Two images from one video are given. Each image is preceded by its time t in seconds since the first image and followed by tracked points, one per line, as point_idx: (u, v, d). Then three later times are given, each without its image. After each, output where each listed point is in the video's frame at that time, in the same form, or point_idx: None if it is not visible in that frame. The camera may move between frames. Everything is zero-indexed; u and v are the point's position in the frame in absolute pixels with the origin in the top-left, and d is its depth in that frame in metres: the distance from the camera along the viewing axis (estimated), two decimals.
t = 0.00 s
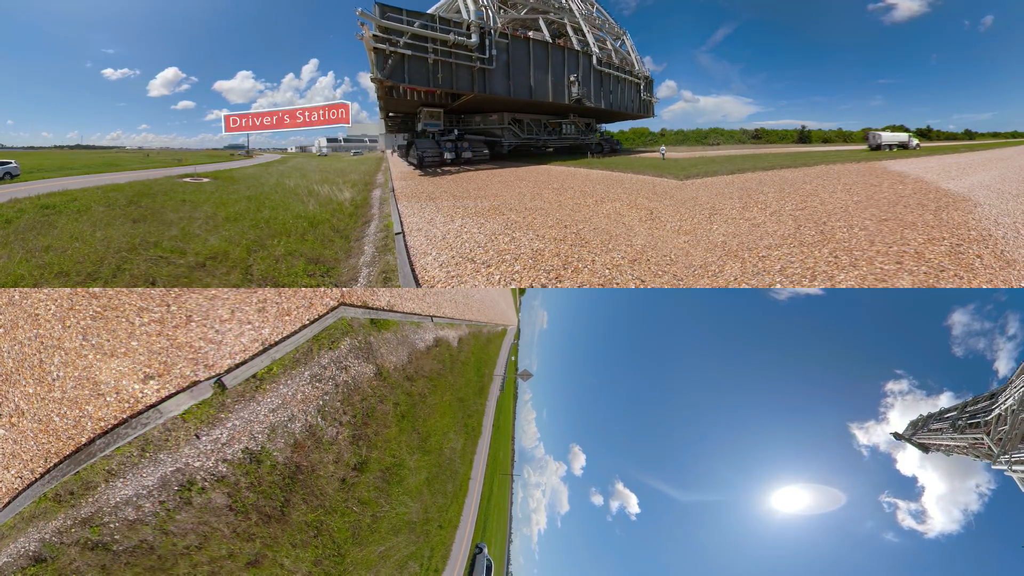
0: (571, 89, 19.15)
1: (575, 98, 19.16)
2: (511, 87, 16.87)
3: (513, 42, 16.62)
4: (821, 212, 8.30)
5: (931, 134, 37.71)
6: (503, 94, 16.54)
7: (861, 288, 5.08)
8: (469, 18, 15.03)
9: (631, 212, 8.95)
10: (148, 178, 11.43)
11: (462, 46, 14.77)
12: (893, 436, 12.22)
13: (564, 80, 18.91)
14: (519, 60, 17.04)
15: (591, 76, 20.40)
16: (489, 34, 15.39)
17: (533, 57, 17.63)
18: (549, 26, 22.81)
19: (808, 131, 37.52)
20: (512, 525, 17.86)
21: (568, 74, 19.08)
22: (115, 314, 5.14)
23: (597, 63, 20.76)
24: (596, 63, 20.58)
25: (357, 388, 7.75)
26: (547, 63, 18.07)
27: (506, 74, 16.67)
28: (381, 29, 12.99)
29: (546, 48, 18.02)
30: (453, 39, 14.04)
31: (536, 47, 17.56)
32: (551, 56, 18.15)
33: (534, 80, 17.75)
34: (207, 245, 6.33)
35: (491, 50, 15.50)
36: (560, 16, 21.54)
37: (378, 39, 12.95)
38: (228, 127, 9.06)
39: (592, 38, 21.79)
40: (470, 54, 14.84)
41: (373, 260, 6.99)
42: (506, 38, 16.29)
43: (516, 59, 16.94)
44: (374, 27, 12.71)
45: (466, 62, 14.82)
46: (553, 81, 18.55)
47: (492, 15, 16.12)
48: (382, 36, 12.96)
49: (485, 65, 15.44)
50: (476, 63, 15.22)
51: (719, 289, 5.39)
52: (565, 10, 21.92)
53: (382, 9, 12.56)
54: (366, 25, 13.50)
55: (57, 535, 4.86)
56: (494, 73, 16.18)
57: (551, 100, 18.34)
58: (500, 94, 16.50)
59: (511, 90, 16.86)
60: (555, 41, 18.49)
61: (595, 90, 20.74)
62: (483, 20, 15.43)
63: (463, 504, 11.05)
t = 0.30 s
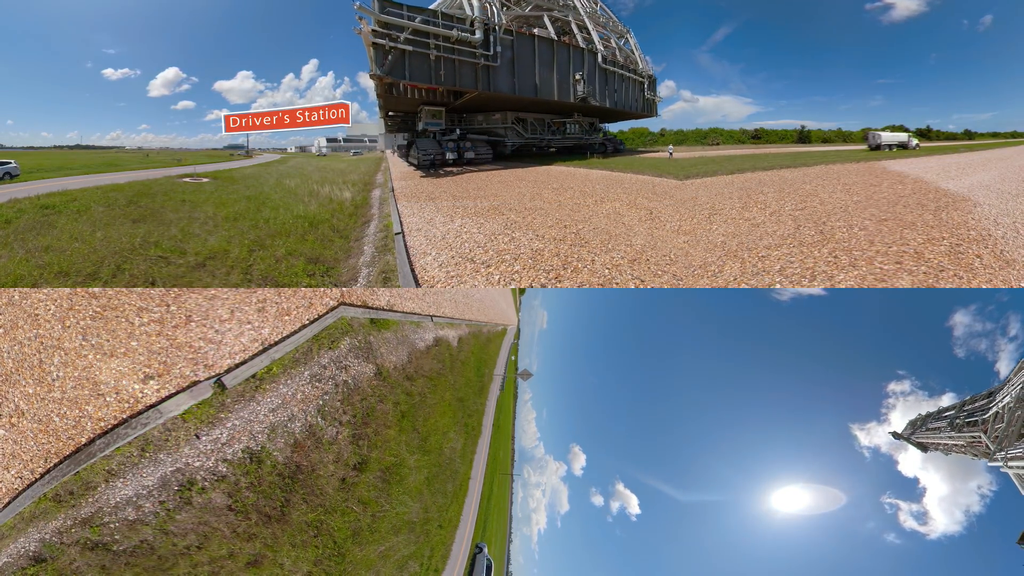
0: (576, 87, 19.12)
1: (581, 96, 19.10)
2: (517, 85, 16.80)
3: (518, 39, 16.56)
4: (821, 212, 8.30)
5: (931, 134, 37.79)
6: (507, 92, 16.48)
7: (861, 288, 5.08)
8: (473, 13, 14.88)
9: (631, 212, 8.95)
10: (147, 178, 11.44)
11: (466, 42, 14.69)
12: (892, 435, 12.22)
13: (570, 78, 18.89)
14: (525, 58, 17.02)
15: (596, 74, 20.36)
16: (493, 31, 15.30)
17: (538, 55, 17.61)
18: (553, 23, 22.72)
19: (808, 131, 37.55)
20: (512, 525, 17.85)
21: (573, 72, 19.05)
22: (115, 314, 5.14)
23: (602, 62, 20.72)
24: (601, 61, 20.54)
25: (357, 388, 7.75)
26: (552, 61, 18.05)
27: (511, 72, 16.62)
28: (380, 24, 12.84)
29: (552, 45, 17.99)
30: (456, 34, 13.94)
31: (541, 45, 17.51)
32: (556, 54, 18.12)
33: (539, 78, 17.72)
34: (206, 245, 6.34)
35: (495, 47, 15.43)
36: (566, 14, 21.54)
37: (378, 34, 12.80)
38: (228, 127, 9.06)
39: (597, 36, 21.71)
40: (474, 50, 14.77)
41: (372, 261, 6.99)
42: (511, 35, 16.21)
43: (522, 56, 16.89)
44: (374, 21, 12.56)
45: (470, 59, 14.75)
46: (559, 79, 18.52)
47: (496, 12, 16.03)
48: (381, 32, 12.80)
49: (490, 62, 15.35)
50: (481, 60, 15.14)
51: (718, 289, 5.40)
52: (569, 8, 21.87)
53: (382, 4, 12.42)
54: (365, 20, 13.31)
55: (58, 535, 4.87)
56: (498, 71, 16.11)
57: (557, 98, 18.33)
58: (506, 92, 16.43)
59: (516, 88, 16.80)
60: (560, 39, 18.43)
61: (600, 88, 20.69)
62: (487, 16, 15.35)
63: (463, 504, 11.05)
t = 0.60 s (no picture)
0: (582, 85, 19.11)
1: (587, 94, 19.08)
2: (522, 82, 16.77)
3: (524, 36, 16.52)
4: (820, 212, 8.31)
5: (931, 134, 37.86)
6: (512, 89, 16.47)
7: (861, 288, 5.08)
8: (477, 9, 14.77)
9: (630, 212, 8.96)
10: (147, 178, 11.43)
11: (470, 38, 14.63)
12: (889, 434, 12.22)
13: (575, 76, 18.89)
14: (530, 56, 17.00)
15: (601, 72, 20.37)
16: (498, 27, 15.25)
17: (543, 52, 17.56)
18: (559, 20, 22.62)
19: (808, 130, 37.57)
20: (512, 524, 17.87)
21: (579, 70, 19.07)
22: (115, 314, 5.14)
23: (607, 60, 20.72)
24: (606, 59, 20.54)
25: (357, 387, 7.75)
26: (558, 59, 18.04)
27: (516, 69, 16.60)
28: (380, 18, 12.70)
29: (558, 43, 17.94)
30: (460, 30, 13.89)
31: (547, 42, 17.48)
32: (562, 51, 18.09)
33: (545, 76, 17.71)
34: (206, 245, 6.34)
35: (500, 44, 15.38)
36: (571, 11, 21.45)
37: (377, 28, 12.63)
38: (228, 127, 9.05)
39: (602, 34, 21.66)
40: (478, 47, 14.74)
41: (372, 261, 7.00)
42: (516, 32, 16.18)
43: (527, 53, 16.85)
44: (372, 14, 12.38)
45: (474, 56, 14.71)
46: (564, 77, 18.51)
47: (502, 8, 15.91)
48: (379, 26, 12.60)
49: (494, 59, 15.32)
50: (485, 57, 15.12)
51: (718, 289, 5.40)
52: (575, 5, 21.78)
53: None
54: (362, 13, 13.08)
55: (58, 535, 4.87)
56: (503, 68, 16.08)
57: (562, 96, 18.33)
58: (510, 89, 16.41)
59: (522, 86, 16.75)
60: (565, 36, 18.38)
61: (605, 86, 20.68)
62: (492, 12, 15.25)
63: (463, 504, 11.05)
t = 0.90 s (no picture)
0: (588, 83, 19.04)
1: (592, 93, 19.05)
2: (527, 80, 16.77)
3: (530, 33, 16.49)
4: (820, 212, 8.32)
5: (931, 134, 37.95)
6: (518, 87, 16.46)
7: (861, 288, 5.09)
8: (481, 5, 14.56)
9: (630, 212, 8.97)
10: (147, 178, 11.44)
11: (474, 34, 14.50)
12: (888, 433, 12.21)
13: (581, 74, 18.86)
14: (536, 54, 17.02)
15: (607, 70, 20.35)
16: (504, 23, 15.12)
17: (550, 49, 17.51)
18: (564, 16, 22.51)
19: (807, 130, 37.64)
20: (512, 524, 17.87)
21: (585, 68, 19.03)
22: (114, 314, 5.14)
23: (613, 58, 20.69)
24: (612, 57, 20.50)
25: (357, 387, 7.76)
26: (564, 56, 18.01)
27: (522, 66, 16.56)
28: (379, 13, 12.46)
29: (564, 40, 17.89)
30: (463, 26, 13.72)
31: (553, 38, 17.42)
32: (568, 49, 18.05)
33: (551, 74, 17.69)
34: (205, 245, 6.33)
35: (506, 40, 15.29)
36: (576, 8, 21.39)
37: (376, 23, 12.36)
38: (228, 127, 9.06)
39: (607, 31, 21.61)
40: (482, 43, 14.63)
41: (372, 261, 7.00)
42: (522, 28, 16.12)
43: (533, 51, 16.86)
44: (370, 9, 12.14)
45: (479, 52, 14.60)
46: (570, 75, 18.48)
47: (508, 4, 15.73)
48: (377, 21, 12.33)
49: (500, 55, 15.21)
50: (489, 53, 15.00)
51: (718, 289, 5.40)
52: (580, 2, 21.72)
53: None
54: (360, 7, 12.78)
55: (58, 535, 4.88)
56: (508, 65, 16.07)
57: (568, 94, 18.30)
58: (515, 87, 16.41)
59: (527, 83, 16.75)
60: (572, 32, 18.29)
61: (611, 84, 20.64)
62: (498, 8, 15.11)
63: (463, 503, 11.06)
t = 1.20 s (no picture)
0: (595, 81, 18.96)
1: (599, 91, 18.95)
2: (534, 77, 16.58)
3: (536, 30, 16.36)
4: (820, 212, 8.32)
5: (931, 134, 38.00)
6: (524, 84, 16.37)
7: (860, 288, 5.10)
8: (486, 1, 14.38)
9: (629, 212, 8.97)
10: (146, 178, 11.42)
11: (479, 30, 14.30)
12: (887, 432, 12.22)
13: (588, 71, 18.79)
14: (543, 51, 16.93)
15: (613, 68, 20.31)
16: (510, 19, 14.96)
17: (556, 46, 17.35)
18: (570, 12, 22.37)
19: (808, 130, 37.61)
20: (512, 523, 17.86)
21: (591, 65, 18.90)
22: (114, 314, 5.15)
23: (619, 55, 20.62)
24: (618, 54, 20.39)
25: (357, 387, 7.77)
26: (570, 54, 17.93)
27: (529, 63, 16.48)
28: (379, 6, 12.19)
29: (571, 37, 17.76)
30: (468, 21, 13.49)
31: (559, 36, 17.33)
32: (574, 46, 17.98)
33: (558, 71, 17.61)
34: (205, 245, 6.33)
35: (512, 36, 15.11)
36: (582, 5, 21.28)
37: (375, 17, 12.10)
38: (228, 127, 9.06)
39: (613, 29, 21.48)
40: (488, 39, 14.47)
41: (371, 261, 7.01)
42: (528, 25, 15.98)
43: (539, 48, 16.68)
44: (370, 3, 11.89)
45: (484, 48, 14.40)
46: (577, 72, 18.42)
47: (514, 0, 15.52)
48: (377, 15, 12.08)
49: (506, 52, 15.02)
50: (495, 49, 14.76)
51: (718, 289, 5.41)
52: None
53: None
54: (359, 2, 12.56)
55: (58, 535, 4.88)
56: (514, 61, 15.88)
57: (575, 92, 18.24)
58: (521, 84, 16.21)
59: (533, 80, 16.55)
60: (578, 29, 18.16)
61: (616, 82, 20.56)
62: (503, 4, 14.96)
63: (463, 503, 11.06)
